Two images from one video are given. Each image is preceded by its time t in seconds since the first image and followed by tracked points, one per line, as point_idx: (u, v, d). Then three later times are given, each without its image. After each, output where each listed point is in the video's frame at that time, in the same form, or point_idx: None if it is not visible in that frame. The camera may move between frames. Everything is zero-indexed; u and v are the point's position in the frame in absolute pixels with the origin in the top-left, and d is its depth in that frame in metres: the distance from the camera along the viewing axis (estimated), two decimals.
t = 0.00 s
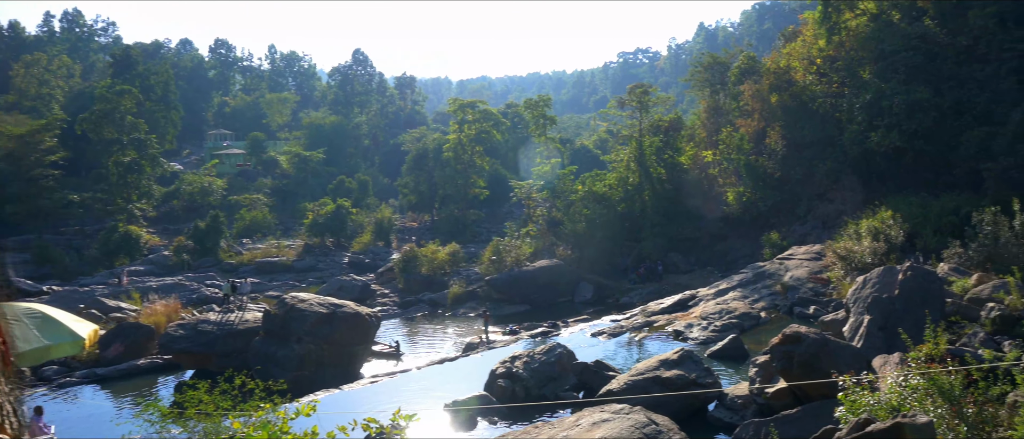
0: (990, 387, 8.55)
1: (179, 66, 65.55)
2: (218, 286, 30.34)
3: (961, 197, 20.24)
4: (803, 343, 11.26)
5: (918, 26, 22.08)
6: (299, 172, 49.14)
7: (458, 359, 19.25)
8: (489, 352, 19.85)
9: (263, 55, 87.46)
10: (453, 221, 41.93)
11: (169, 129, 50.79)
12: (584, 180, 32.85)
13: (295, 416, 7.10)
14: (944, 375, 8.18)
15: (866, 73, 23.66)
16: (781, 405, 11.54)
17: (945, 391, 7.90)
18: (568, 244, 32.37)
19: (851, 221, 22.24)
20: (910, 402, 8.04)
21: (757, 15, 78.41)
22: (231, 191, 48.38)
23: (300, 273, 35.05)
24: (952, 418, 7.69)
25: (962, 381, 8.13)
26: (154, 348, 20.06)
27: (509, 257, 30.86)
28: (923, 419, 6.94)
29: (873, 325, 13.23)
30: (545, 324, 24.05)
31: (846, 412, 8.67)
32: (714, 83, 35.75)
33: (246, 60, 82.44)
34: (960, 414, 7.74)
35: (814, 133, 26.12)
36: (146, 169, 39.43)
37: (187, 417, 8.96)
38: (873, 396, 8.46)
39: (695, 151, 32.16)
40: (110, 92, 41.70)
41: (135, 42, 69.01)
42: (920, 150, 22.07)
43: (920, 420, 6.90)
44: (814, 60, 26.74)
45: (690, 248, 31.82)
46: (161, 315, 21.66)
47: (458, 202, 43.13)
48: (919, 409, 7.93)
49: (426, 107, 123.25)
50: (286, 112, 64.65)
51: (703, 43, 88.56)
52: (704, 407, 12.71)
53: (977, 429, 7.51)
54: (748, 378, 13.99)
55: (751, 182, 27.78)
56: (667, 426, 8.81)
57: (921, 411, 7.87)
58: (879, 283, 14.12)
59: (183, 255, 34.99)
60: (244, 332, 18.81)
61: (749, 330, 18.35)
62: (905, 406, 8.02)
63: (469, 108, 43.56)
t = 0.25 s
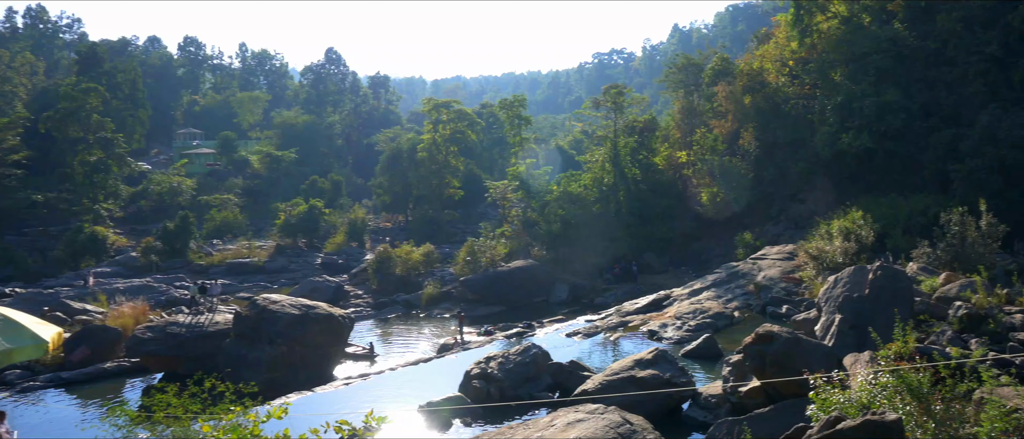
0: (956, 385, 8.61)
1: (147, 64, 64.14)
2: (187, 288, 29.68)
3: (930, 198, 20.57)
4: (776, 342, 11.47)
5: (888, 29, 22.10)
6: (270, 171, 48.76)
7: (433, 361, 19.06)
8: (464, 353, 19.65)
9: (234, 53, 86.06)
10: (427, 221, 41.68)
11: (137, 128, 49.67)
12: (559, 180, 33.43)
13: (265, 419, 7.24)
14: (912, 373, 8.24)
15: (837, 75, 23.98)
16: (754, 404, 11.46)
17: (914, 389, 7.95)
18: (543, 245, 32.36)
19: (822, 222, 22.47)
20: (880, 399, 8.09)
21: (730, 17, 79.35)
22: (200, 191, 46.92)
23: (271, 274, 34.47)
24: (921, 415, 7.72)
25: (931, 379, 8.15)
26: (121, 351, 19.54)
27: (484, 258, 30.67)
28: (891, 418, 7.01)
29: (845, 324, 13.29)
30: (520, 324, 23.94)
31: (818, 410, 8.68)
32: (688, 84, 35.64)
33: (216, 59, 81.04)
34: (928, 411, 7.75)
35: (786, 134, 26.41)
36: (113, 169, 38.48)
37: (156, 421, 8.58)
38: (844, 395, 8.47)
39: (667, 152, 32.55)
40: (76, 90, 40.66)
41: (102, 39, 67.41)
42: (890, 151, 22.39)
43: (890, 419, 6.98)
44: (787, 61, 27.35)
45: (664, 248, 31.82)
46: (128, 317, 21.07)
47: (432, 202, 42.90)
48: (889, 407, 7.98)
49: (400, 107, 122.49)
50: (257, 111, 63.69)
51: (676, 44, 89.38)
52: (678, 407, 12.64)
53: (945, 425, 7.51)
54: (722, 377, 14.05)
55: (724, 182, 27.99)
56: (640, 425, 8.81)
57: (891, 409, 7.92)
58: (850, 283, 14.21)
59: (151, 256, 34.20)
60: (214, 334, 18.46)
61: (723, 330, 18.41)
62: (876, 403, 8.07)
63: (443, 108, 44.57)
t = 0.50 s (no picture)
0: (930, 384, 8.54)
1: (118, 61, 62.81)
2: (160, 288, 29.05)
3: (904, 197, 20.76)
4: (753, 340, 11.43)
5: (862, 30, 22.52)
6: (245, 171, 48.18)
7: (410, 361, 18.81)
8: (442, 353, 19.40)
9: (208, 51, 84.74)
10: (405, 220, 41.31)
11: (109, 127, 48.68)
12: (539, 180, 33.63)
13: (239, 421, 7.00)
14: (888, 371, 8.14)
15: (813, 75, 24.18)
16: (730, 403, 11.37)
17: (888, 387, 7.83)
18: (521, 245, 32.28)
19: (798, 221, 22.61)
20: (854, 397, 8.02)
21: (707, 18, 80.02)
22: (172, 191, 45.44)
23: (246, 275, 33.88)
24: (894, 413, 7.66)
25: (906, 378, 8.06)
26: (93, 353, 19.02)
27: (461, 258, 30.41)
28: (866, 416, 6.89)
29: (821, 323, 13.31)
30: (498, 324, 23.78)
31: (793, 409, 8.52)
32: (665, 83, 35.53)
33: (190, 57, 79.73)
34: (902, 410, 7.67)
35: (763, 134, 26.60)
36: (84, 168, 37.58)
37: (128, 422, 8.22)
38: (820, 393, 8.34)
39: (646, 151, 32.80)
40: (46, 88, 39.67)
41: (71, 37, 65.93)
42: (865, 151, 22.60)
43: (864, 416, 6.87)
44: (763, 62, 27.66)
45: (642, 248, 31.78)
46: (100, 319, 20.51)
47: (410, 202, 42.54)
48: (863, 405, 7.89)
49: (378, 106, 121.62)
50: (231, 110, 62.66)
51: (654, 44, 89.94)
52: (657, 406, 12.53)
53: (919, 423, 7.38)
54: (700, 375, 14.00)
55: (701, 182, 28.10)
56: (617, 424, 8.69)
57: (865, 407, 7.82)
58: (826, 282, 14.06)
59: (123, 257, 33.43)
60: (188, 335, 17.93)
61: (700, 329, 18.40)
62: (850, 401, 7.99)
63: (420, 108, 43.62)
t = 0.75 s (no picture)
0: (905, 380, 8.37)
1: (87, 60, 61.51)
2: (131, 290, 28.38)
3: (876, 197, 20.99)
4: (728, 340, 11.29)
5: (835, 31, 22.82)
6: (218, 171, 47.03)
7: (385, 362, 18.56)
8: (418, 354, 19.16)
9: (180, 49, 83.34)
10: (380, 221, 40.91)
11: (78, 126, 47.59)
12: (515, 179, 33.37)
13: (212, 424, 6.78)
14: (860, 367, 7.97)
15: (787, 76, 24.41)
16: (706, 402, 11.32)
17: (862, 385, 7.64)
18: (497, 244, 32.23)
19: (773, 221, 22.79)
20: (828, 395, 7.81)
21: (683, 18, 80.70)
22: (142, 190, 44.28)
23: (219, 276, 33.25)
24: (868, 410, 7.48)
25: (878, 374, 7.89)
26: (63, 356, 18.48)
27: (437, 258, 30.17)
28: (838, 414, 6.79)
29: (795, 322, 13.29)
30: (474, 324, 23.62)
31: (768, 407, 8.41)
32: (641, 84, 35.50)
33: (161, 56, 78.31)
34: (875, 407, 7.49)
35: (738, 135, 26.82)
36: (53, 168, 36.58)
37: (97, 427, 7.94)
38: (794, 391, 8.21)
39: (621, 151, 32.56)
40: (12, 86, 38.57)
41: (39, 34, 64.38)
42: (839, 152, 22.82)
43: (836, 414, 6.76)
44: (738, 62, 27.73)
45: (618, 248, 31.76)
46: (69, 321, 19.86)
47: (385, 202, 42.11)
48: (836, 402, 7.71)
49: (353, 105, 120.58)
50: (204, 110, 61.60)
51: (630, 45, 90.48)
52: (633, 405, 12.43)
53: (891, 421, 7.32)
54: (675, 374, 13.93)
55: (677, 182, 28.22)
56: (594, 424, 8.60)
57: (838, 404, 7.64)
58: (800, 281, 14.04)
59: (93, 258, 32.62)
60: (160, 337, 17.40)
61: (676, 328, 18.40)
62: (824, 399, 7.81)
63: (396, 107, 43.36)
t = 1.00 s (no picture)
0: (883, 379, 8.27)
1: (61, 58, 60.13)
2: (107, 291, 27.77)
3: (854, 197, 21.14)
4: (707, 339, 11.21)
5: (814, 33, 22.97)
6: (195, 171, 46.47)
7: (365, 363, 18.31)
8: (397, 355, 18.93)
9: (156, 48, 82.06)
10: (359, 221, 40.50)
11: (52, 126, 46.64)
12: (494, 179, 32.59)
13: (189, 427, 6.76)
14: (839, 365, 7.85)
15: (766, 77, 24.55)
16: (686, 401, 11.31)
17: (840, 383, 7.51)
18: (478, 244, 32.08)
19: (752, 221, 22.88)
20: (807, 393, 7.69)
21: (662, 19, 81.06)
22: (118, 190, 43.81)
23: (197, 277, 32.67)
24: (847, 409, 7.36)
25: (857, 373, 7.76)
26: (36, 358, 18.07)
27: (417, 258, 29.93)
28: (817, 412, 6.67)
29: (774, 321, 13.31)
30: (454, 325, 23.43)
31: (747, 407, 8.33)
32: (622, 85, 35.20)
33: (137, 54, 76.93)
34: (853, 406, 7.36)
35: (717, 135, 27.04)
36: (26, 168, 35.71)
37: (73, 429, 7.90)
38: (773, 389, 8.14)
39: (602, 152, 32.70)
40: None
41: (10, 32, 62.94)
42: (817, 152, 22.96)
43: (815, 412, 6.65)
44: (717, 63, 28.02)
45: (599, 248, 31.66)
46: (43, 322, 19.45)
47: (365, 202, 41.65)
48: (815, 401, 7.59)
49: (331, 105, 119.55)
50: (181, 109, 60.62)
51: (610, 45, 90.74)
52: (613, 405, 12.32)
53: (870, 419, 7.22)
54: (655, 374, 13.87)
55: (657, 181, 28.32)
56: (574, 424, 8.49)
57: (816, 403, 7.52)
58: (779, 281, 14.03)
59: (67, 259, 31.90)
60: (136, 339, 17.05)
61: (656, 328, 18.38)
62: (803, 398, 7.70)
63: (374, 107, 42.96)
